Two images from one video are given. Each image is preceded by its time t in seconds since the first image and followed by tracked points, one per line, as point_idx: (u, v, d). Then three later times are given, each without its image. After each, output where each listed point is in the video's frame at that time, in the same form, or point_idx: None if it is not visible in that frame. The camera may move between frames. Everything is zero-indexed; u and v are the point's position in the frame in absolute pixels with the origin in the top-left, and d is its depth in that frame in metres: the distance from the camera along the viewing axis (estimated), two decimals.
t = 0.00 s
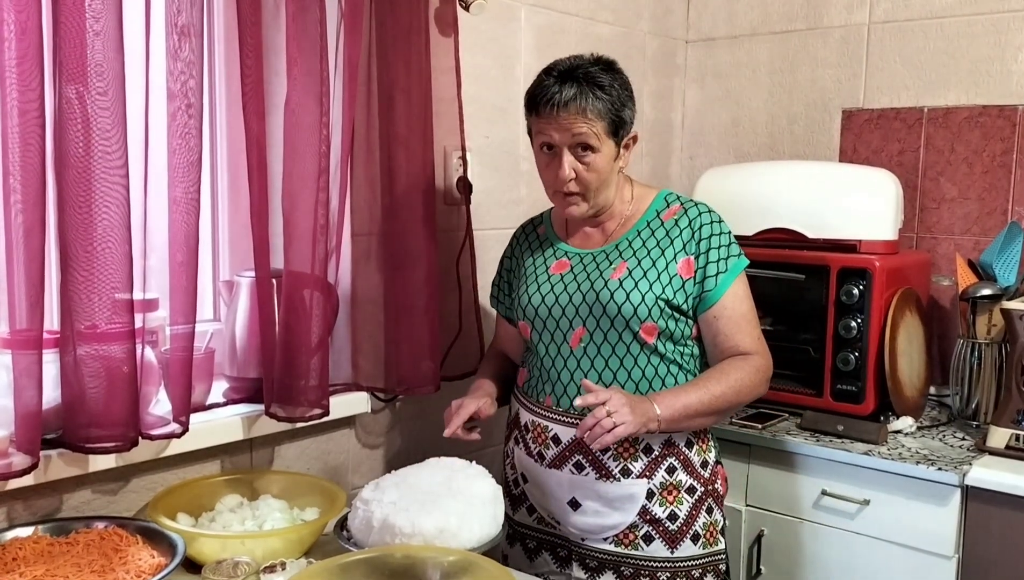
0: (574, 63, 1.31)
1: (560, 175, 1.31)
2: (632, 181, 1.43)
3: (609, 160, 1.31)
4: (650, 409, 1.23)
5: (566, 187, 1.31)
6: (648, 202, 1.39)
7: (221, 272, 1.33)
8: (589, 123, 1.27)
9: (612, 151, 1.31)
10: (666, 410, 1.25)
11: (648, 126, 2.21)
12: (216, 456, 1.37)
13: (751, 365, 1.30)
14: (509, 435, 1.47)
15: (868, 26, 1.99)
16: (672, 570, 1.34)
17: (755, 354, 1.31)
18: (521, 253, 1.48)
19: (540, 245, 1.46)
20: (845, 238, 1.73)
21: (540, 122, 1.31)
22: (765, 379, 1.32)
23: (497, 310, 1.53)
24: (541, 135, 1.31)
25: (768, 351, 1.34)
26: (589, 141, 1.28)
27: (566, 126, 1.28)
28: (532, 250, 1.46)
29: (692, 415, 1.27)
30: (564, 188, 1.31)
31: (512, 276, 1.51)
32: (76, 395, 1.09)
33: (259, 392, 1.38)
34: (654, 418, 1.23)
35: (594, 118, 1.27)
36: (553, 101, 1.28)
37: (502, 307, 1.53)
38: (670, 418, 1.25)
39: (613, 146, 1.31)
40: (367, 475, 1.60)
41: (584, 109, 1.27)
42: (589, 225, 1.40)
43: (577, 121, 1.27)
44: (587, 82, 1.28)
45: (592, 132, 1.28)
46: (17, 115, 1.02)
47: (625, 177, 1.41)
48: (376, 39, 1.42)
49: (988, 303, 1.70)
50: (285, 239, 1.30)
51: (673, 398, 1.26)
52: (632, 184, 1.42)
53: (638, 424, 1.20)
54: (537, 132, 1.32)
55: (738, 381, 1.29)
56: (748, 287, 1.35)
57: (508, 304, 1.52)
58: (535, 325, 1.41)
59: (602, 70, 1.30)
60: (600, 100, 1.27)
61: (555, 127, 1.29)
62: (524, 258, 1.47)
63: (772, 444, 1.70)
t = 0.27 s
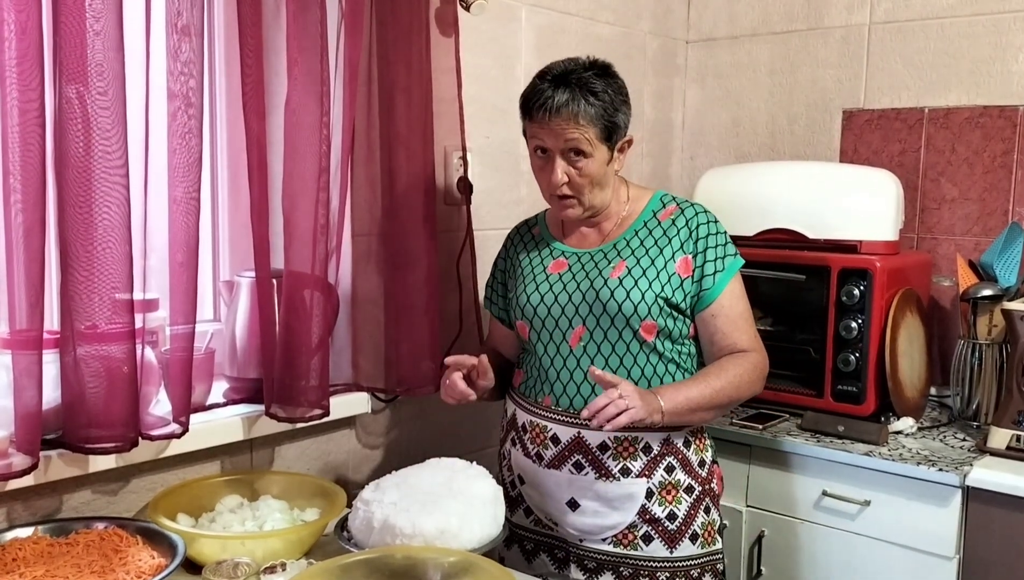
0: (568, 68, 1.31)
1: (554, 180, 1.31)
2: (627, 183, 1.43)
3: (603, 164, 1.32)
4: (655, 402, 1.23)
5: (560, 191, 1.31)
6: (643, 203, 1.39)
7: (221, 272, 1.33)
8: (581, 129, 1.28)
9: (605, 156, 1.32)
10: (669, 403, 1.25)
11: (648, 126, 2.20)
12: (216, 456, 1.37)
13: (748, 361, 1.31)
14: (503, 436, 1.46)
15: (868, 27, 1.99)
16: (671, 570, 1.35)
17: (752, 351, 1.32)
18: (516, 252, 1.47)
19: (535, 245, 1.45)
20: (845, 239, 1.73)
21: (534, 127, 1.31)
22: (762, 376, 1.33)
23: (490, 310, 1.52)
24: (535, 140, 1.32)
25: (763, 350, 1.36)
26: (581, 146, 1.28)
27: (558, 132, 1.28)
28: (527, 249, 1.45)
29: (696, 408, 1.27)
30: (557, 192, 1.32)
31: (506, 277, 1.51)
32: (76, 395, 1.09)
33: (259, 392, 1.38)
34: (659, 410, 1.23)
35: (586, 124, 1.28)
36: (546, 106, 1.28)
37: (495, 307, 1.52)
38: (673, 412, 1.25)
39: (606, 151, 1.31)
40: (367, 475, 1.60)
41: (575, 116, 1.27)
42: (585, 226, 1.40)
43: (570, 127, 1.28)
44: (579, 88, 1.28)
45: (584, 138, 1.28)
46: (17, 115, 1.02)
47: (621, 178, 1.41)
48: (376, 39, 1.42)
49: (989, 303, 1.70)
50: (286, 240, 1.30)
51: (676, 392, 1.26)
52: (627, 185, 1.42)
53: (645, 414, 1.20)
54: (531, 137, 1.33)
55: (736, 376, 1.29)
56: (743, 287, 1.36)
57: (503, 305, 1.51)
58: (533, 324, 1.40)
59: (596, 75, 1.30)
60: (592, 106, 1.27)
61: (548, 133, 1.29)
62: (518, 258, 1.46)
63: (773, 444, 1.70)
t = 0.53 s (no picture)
0: (566, 66, 1.31)
1: (552, 177, 1.30)
2: (623, 183, 1.44)
3: (601, 161, 1.31)
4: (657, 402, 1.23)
5: (558, 189, 1.31)
6: (640, 203, 1.39)
7: (223, 272, 1.33)
8: (580, 126, 1.28)
9: (603, 153, 1.31)
10: (671, 402, 1.25)
11: (650, 126, 2.20)
12: (217, 455, 1.36)
13: (746, 359, 1.32)
14: (502, 437, 1.45)
15: (870, 26, 1.99)
16: (671, 569, 1.35)
17: (748, 350, 1.34)
18: (512, 253, 1.47)
19: (531, 246, 1.45)
20: (847, 239, 1.73)
21: (532, 125, 1.31)
22: (758, 375, 1.34)
23: (486, 313, 1.52)
24: (533, 139, 1.31)
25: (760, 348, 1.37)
26: (580, 144, 1.28)
27: (557, 129, 1.28)
28: (523, 249, 1.45)
29: (697, 407, 1.27)
30: (556, 190, 1.31)
31: (502, 279, 1.50)
32: (77, 394, 1.09)
33: (261, 391, 1.38)
34: (661, 410, 1.23)
35: (584, 121, 1.27)
36: (544, 104, 1.28)
37: (492, 310, 1.52)
38: (674, 411, 1.25)
39: (604, 148, 1.31)
40: (368, 475, 1.60)
41: (574, 112, 1.27)
42: (583, 226, 1.40)
43: (568, 124, 1.27)
44: (577, 85, 1.28)
45: (583, 135, 1.28)
46: (18, 114, 1.02)
47: (617, 178, 1.41)
48: (378, 39, 1.42)
49: (991, 303, 1.69)
50: (287, 239, 1.30)
51: (677, 391, 1.26)
52: (623, 186, 1.42)
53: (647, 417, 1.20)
54: (528, 135, 1.32)
55: (735, 374, 1.30)
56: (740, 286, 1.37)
57: (499, 306, 1.51)
58: (532, 324, 1.39)
59: (593, 73, 1.30)
60: (591, 103, 1.27)
61: (546, 131, 1.29)
62: (515, 259, 1.46)
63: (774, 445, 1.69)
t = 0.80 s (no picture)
0: (564, 64, 1.30)
1: (551, 175, 1.30)
2: (621, 182, 1.44)
3: (599, 159, 1.31)
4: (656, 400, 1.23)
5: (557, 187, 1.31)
6: (638, 202, 1.39)
7: (225, 271, 1.33)
8: (578, 124, 1.27)
9: (601, 151, 1.31)
10: (669, 401, 1.25)
11: (652, 125, 2.20)
12: (220, 454, 1.36)
13: (745, 358, 1.32)
14: (500, 437, 1.45)
15: (873, 25, 1.99)
16: (671, 569, 1.34)
17: (747, 348, 1.34)
18: (510, 253, 1.47)
19: (530, 245, 1.44)
20: (850, 238, 1.73)
21: (530, 124, 1.31)
22: (757, 373, 1.34)
23: (484, 313, 1.52)
24: (531, 137, 1.31)
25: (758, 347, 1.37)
26: (578, 141, 1.28)
27: (556, 127, 1.28)
28: (521, 249, 1.45)
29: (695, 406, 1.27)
30: (554, 188, 1.31)
31: (500, 279, 1.50)
32: (79, 393, 1.09)
33: (262, 390, 1.37)
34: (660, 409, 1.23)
35: (583, 119, 1.27)
36: (543, 102, 1.28)
37: (489, 310, 1.51)
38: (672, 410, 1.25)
39: (603, 146, 1.31)
40: (370, 474, 1.60)
41: (573, 110, 1.27)
42: (581, 225, 1.40)
43: (567, 122, 1.27)
44: (575, 83, 1.28)
45: (582, 133, 1.28)
46: (21, 112, 1.02)
47: (615, 178, 1.41)
48: (381, 37, 1.41)
49: (994, 302, 1.68)
50: (289, 237, 1.30)
51: (676, 390, 1.26)
52: (621, 185, 1.42)
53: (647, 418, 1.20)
54: (527, 133, 1.32)
55: (734, 372, 1.30)
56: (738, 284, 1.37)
57: (496, 306, 1.50)
58: (531, 323, 1.39)
59: (591, 71, 1.30)
60: (589, 101, 1.27)
61: (545, 129, 1.28)
62: (513, 258, 1.46)
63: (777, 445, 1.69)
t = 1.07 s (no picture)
0: (560, 63, 1.31)
1: (549, 174, 1.30)
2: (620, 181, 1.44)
3: (597, 157, 1.31)
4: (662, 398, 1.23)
5: (556, 186, 1.31)
6: (636, 200, 1.39)
7: (227, 270, 1.33)
8: (576, 122, 1.27)
9: (599, 149, 1.31)
10: (673, 398, 1.25)
11: (654, 124, 2.20)
12: (221, 453, 1.36)
13: (745, 355, 1.32)
14: (498, 436, 1.45)
15: (875, 24, 1.98)
16: (669, 568, 1.34)
17: (746, 347, 1.34)
18: (507, 252, 1.47)
19: (527, 244, 1.45)
20: (852, 238, 1.73)
21: (528, 122, 1.31)
22: (756, 371, 1.34)
23: (483, 312, 1.52)
24: (529, 135, 1.31)
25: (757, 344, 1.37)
26: (576, 140, 1.28)
27: (553, 124, 1.28)
28: (519, 248, 1.45)
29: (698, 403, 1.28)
30: (553, 187, 1.31)
31: (498, 278, 1.50)
32: (81, 391, 1.09)
33: (264, 389, 1.37)
34: (665, 406, 1.23)
35: (580, 116, 1.27)
36: (539, 100, 1.28)
37: (488, 309, 1.52)
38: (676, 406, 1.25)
39: (600, 144, 1.31)
40: (371, 473, 1.60)
41: (569, 108, 1.27)
42: (579, 224, 1.40)
43: (564, 120, 1.27)
44: (572, 81, 1.28)
45: (579, 131, 1.28)
46: (23, 111, 1.02)
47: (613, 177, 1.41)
48: (383, 36, 1.42)
49: (996, 301, 1.68)
50: (291, 237, 1.30)
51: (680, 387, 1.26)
52: (619, 183, 1.42)
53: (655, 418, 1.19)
54: (524, 132, 1.32)
55: (733, 370, 1.30)
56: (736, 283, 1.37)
57: (495, 305, 1.51)
58: (529, 323, 1.39)
59: (588, 69, 1.30)
60: (586, 99, 1.27)
61: (542, 127, 1.28)
62: (511, 257, 1.46)
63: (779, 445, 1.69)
